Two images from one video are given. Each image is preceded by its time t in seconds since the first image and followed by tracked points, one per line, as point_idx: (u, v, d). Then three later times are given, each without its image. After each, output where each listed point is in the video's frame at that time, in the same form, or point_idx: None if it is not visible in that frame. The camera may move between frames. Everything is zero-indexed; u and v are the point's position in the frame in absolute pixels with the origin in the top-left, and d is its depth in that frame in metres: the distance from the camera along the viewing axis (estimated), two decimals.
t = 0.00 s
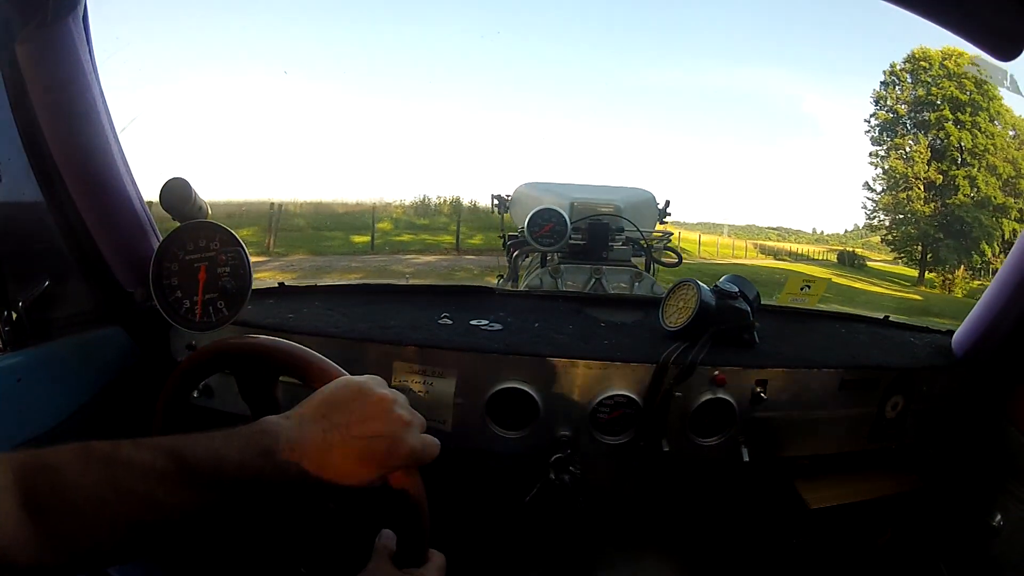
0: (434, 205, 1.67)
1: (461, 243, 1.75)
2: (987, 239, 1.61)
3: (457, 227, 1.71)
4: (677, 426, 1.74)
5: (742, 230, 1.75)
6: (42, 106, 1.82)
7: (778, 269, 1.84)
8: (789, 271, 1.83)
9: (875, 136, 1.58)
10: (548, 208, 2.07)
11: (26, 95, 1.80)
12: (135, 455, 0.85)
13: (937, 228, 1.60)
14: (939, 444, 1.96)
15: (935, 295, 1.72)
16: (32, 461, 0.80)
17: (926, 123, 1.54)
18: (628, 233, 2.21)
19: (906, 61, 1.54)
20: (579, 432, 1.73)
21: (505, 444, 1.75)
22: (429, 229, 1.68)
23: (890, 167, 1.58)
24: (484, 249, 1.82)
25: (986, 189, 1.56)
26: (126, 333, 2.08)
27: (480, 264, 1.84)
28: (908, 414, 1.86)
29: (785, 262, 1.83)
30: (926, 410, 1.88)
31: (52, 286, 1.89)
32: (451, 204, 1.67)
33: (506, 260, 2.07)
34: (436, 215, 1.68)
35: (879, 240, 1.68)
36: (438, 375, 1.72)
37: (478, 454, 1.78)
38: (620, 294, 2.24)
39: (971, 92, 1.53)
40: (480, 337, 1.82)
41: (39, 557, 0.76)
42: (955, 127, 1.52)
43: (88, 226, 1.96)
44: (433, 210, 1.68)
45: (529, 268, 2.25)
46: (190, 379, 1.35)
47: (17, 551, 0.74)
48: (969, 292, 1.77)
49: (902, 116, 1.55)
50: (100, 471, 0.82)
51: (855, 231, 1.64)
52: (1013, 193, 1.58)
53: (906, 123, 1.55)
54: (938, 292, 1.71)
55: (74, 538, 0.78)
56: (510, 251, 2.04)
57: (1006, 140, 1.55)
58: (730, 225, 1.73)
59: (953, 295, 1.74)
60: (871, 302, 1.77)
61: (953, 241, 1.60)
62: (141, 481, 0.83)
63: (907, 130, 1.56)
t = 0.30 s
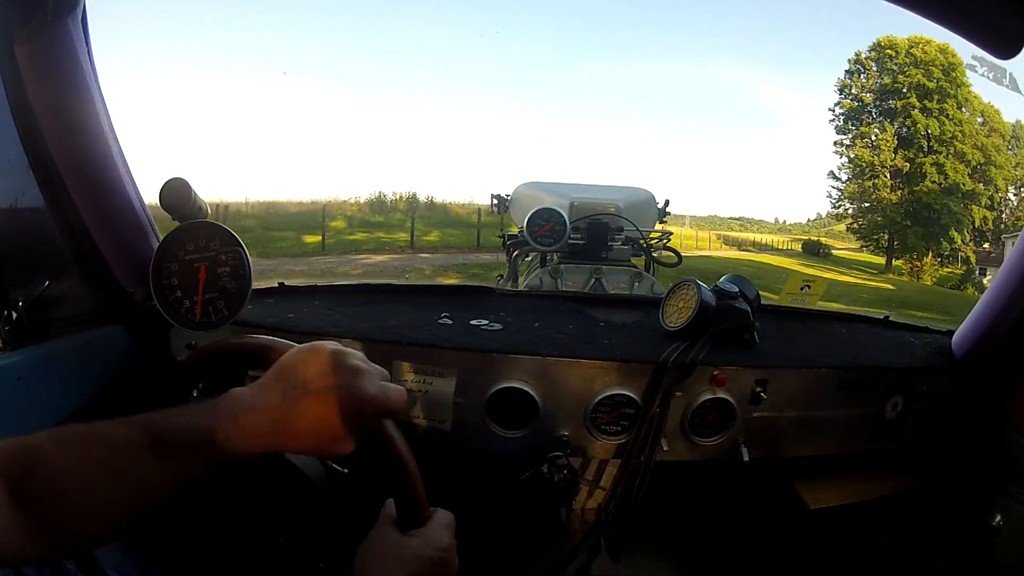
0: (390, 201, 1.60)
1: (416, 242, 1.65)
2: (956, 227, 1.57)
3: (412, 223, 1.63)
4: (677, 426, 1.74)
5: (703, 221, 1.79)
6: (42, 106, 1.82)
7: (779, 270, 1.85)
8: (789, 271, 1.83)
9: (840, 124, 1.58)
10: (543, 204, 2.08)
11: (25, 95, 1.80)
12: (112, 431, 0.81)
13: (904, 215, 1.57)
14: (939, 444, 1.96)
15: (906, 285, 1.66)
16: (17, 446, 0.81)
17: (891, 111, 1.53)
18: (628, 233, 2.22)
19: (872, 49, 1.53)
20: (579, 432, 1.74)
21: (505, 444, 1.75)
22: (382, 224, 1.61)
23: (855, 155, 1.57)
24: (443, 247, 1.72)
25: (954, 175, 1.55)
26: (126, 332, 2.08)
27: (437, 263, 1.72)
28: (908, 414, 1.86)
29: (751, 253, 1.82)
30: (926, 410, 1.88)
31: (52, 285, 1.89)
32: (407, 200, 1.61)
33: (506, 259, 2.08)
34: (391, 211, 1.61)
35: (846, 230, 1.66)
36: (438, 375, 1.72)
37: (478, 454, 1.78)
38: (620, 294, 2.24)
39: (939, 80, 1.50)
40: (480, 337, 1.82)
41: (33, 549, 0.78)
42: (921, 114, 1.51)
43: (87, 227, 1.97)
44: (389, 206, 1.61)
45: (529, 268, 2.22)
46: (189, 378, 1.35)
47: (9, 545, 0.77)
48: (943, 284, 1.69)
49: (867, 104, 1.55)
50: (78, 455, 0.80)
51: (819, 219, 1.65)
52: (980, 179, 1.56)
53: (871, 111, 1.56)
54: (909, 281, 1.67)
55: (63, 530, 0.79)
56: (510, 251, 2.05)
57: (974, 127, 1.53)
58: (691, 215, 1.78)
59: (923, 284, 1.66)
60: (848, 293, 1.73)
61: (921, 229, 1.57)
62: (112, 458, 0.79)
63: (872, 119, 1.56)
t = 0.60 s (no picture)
0: (345, 192, 1.62)
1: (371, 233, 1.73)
2: (925, 219, 1.54)
3: (366, 215, 1.68)
4: (677, 425, 1.74)
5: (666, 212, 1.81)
6: (41, 105, 1.81)
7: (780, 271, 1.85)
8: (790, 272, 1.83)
9: (807, 117, 1.55)
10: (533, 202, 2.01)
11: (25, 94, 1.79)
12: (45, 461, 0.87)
13: (871, 209, 1.54)
14: (938, 444, 1.96)
15: (871, 275, 1.66)
16: None
17: (859, 104, 1.50)
18: (628, 233, 2.21)
19: (839, 41, 1.53)
20: (579, 432, 1.74)
21: (505, 444, 1.75)
22: (334, 214, 1.67)
23: (822, 148, 1.54)
24: (397, 239, 1.75)
25: (923, 168, 1.52)
26: (125, 332, 2.04)
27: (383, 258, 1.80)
28: (908, 414, 1.86)
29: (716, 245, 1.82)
30: (926, 411, 1.88)
31: (52, 283, 1.89)
32: (362, 190, 1.62)
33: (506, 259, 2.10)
34: (346, 204, 1.65)
35: (811, 223, 1.62)
36: (437, 374, 1.72)
37: (478, 454, 1.78)
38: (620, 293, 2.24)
39: (909, 73, 1.49)
40: (480, 336, 1.82)
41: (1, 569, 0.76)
42: (890, 107, 1.47)
43: (87, 227, 1.95)
44: (345, 195, 1.63)
45: (529, 267, 2.22)
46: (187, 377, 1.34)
47: None
48: (911, 277, 1.64)
49: (834, 96, 1.53)
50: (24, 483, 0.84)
51: (780, 211, 1.63)
52: (949, 172, 1.55)
53: (838, 103, 1.53)
54: (875, 272, 1.65)
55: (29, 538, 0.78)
56: (511, 250, 2.08)
57: (944, 120, 1.51)
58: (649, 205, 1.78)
59: (889, 276, 1.65)
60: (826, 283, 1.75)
61: (888, 221, 1.54)
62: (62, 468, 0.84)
63: (838, 111, 1.53)
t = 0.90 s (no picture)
0: (308, 181, 1.58)
1: (331, 223, 1.68)
2: (901, 202, 1.52)
3: (327, 205, 1.63)
4: (676, 424, 1.74)
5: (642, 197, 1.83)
6: (41, 103, 1.82)
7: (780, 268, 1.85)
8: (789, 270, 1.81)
9: (782, 101, 1.55)
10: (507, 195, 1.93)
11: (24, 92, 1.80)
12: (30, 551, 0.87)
13: (846, 192, 1.52)
14: (939, 442, 1.96)
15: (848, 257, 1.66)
16: None
17: (835, 88, 1.49)
18: (628, 232, 2.13)
19: (816, 25, 1.51)
20: (579, 431, 1.74)
21: (504, 443, 1.75)
22: (293, 204, 1.61)
23: (796, 132, 1.54)
24: (360, 230, 1.71)
25: (900, 152, 1.48)
26: (126, 332, 2.04)
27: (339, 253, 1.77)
28: (908, 413, 1.86)
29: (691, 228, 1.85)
30: (926, 410, 1.88)
31: (53, 284, 1.89)
32: (325, 178, 1.59)
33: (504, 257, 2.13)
34: (309, 192, 1.60)
35: (785, 205, 1.63)
36: (437, 374, 1.72)
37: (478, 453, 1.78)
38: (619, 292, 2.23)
39: (886, 58, 1.48)
40: (480, 335, 1.82)
41: None
42: (867, 91, 1.46)
43: (88, 227, 1.97)
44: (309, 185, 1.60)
45: (529, 266, 2.25)
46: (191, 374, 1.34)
47: None
48: (887, 259, 1.64)
49: (809, 80, 1.52)
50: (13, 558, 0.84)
51: (752, 194, 1.63)
52: (926, 155, 1.51)
53: (813, 87, 1.52)
54: (851, 255, 1.65)
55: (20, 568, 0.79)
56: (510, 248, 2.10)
57: (921, 105, 1.49)
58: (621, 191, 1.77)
59: (866, 258, 1.63)
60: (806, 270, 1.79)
61: (865, 204, 1.52)
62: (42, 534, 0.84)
63: (814, 95, 1.52)
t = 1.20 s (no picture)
0: (285, 179, 1.61)
1: (305, 224, 1.72)
2: (887, 192, 1.49)
3: (301, 206, 1.67)
4: (677, 426, 1.74)
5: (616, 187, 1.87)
6: (42, 103, 1.82)
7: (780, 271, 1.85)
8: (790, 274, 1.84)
9: (766, 91, 1.58)
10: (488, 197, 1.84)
11: (26, 90, 1.79)
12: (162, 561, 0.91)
13: (832, 182, 1.50)
14: (938, 442, 1.97)
15: (834, 248, 1.64)
16: None
17: (819, 79, 1.48)
18: (628, 234, 2.14)
19: (799, 16, 1.56)
20: (579, 433, 1.74)
21: (504, 445, 1.75)
22: (268, 204, 1.67)
23: (782, 122, 1.55)
24: (337, 228, 1.75)
25: (886, 142, 1.47)
26: (126, 334, 2.04)
27: (307, 255, 1.83)
28: (908, 414, 1.86)
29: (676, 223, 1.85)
30: (926, 411, 1.88)
31: (53, 287, 1.87)
32: (302, 177, 1.61)
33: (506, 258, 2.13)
34: (286, 192, 1.64)
35: (770, 196, 1.62)
36: (437, 376, 1.72)
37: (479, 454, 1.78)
38: (620, 295, 2.23)
39: (870, 48, 1.50)
40: (480, 337, 1.82)
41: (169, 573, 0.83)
42: (851, 81, 1.45)
43: (88, 228, 1.97)
44: (287, 184, 1.63)
45: (530, 270, 2.25)
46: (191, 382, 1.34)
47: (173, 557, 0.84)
48: (873, 249, 1.62)
49: (792, 70, 1.53)
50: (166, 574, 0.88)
51: (735, 185, 1.63)
52: (913, 145, 1.50)
53: (797, 78, 1.53)
54: (837, 246, 1.63)
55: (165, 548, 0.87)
56: (511, 251, 2.10)
57: (908, 95, 1.50)
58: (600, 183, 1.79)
59: (852, 249, 1.63)
60: (799, 267, 1.79)
61: (850, 194, 1.50)
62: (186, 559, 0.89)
63: (798, 85, 1.54)
